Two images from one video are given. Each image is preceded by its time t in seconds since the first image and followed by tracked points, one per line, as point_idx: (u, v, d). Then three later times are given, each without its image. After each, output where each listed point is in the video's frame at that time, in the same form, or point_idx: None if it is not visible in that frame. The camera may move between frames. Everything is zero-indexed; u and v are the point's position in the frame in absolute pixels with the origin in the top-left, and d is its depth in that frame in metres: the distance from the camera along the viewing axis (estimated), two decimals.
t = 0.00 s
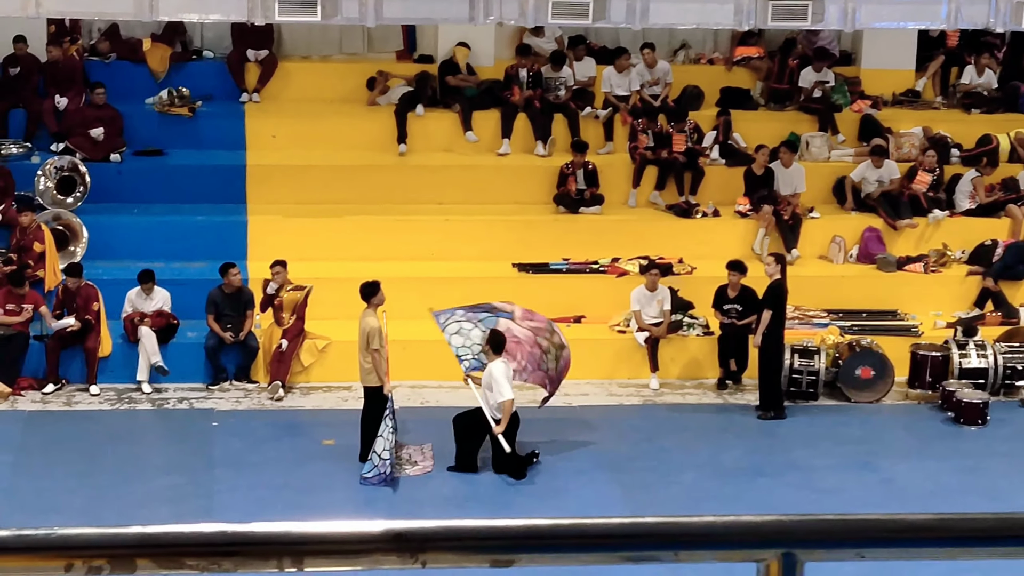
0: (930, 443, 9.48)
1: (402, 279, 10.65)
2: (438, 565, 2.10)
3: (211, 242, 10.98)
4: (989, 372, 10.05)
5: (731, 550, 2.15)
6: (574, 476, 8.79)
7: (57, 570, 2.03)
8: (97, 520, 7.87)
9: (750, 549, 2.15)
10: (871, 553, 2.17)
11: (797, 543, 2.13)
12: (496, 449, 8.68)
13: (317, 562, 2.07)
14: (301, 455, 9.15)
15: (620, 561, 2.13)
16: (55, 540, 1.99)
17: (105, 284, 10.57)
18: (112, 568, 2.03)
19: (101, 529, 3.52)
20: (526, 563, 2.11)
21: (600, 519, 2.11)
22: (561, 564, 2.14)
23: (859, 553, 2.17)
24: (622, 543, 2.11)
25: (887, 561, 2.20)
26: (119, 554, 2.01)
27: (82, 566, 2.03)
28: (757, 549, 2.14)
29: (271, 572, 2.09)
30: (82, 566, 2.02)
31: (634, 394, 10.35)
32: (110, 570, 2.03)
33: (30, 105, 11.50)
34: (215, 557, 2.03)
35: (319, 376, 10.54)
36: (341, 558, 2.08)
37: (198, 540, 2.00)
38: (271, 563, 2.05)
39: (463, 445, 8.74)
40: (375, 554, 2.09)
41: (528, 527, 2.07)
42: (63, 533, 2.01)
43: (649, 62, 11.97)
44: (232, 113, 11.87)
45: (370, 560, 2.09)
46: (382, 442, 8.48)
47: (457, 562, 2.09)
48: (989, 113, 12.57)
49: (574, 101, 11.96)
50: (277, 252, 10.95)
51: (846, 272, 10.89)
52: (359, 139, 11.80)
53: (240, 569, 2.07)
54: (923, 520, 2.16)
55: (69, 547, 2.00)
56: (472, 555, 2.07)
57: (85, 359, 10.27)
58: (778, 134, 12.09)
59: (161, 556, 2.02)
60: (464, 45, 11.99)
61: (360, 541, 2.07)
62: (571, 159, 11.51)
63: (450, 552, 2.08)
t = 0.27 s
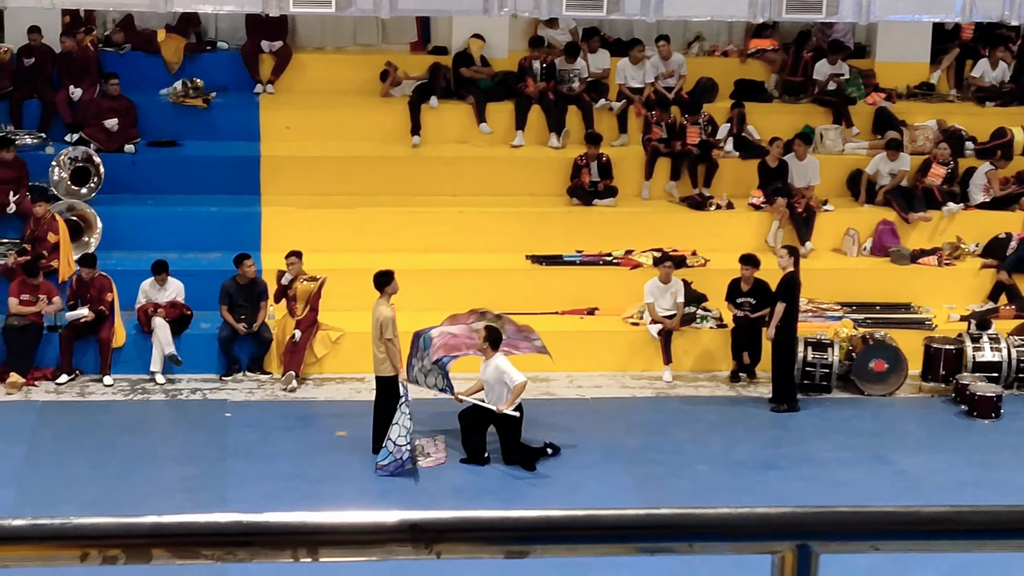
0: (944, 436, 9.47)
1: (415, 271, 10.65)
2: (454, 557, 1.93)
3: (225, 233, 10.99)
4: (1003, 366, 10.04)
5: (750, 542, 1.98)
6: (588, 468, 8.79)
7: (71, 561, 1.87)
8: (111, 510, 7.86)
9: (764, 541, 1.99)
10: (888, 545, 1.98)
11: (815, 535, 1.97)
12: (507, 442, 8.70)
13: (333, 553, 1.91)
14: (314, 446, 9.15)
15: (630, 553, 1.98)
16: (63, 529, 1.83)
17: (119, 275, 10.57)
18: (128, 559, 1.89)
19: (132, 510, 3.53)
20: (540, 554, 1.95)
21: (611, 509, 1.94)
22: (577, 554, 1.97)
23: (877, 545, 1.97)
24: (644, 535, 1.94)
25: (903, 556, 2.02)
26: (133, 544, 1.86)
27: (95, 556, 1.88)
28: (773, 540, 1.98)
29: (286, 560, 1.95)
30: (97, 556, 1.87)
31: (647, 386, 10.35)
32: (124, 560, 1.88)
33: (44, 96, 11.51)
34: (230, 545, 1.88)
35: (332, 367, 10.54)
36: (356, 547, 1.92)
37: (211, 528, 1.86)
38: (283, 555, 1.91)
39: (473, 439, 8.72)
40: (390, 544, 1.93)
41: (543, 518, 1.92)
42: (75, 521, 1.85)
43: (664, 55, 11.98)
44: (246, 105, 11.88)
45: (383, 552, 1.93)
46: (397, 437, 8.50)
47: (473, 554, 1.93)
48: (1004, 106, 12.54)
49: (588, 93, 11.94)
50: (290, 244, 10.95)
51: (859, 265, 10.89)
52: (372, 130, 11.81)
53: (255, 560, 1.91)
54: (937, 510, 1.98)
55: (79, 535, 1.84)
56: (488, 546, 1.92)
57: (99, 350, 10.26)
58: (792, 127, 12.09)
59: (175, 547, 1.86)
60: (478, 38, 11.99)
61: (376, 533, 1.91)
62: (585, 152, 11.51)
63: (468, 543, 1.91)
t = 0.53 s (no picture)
0: (951, 429, 9.47)
1: (422, 266, 10.65)
2: (460, 551, 1.98)
3: (232, 228, 10.98)
4: (1010, 358, 10.04)
5: (755, 536, 2.02)
6: (597, 461, 8.79)
7: (79, 557, 1.91)
8: (119, 506, 7.86)
9: (768, 535, 2.02)
10: (894, 538, 2.03)
11: (821, 530, 2.00)
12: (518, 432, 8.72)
13: (340, 548, 1.94)
14: (322, 440, 9.16)
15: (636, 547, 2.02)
16: (73, 526, 1.87)
17: (126, 269, 10.56)
18: (135, 554, 1.92)
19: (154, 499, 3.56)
20: (545, 549, 1.99)
21: (613, 505, 1.98)
22: (582, 547, 2.01)
23: (882, 537, 2.03)
24: (646, 527, 1.98)
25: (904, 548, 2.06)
26: (137, 539, 1.89)
27: (102, 551, 1.91)
28: (777, 535, 2.02)
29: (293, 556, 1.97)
30: (104, 551, 1.90)
31: (654, 379, 10.35)
32: (132, 556, 1.91)
33: (50, 91, 11.51)
34: (235, 541, 1.91)
35: (340, 362, 10.54)
36: (363, 540, 1.95)
37: (218, 524, 1.89)
38: (291, 549, 1.93)
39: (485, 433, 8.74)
40: (396, 538, 1.96)
41: (553, 511, 1.95)
42: (81, 517, 1.89)
43: (671, 48, 12.09)
44: (253, 99, 11.87)
45: (389, 546, 1.97)
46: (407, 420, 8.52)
47: (479, 547, 1.96)
48: (1011, 98, 12.53)
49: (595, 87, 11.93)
50: (297, 239, 10.95)
51: (866, 258, 10.90)
52: (379, 124, 11.81)
53: (262, 554, 1.94)
54: (941, 503, 2.01)
55: (86, 531, 1.88)
56: (493, 541, 1.95)
57: (106, 345, 10.23)
58: (798, 120, 12.09)
59: (184, 543, 1.91)
60: (484, 31, 11.97)
61: (383, 528, 1.95)
62: (592, 145, 11.51)
63: (474, 536, 1.94)
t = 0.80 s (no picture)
0: (950, 431, 9.48)
1: (420, 270, 10.64)
2: (457, 559, 1.85)
3: (229, 232, 10.97)
4: (1008, 361, 10.07)
5: (755, 541, 1.90)
6: (596, 464, 8.78)
7: (70, 564, 1.79)
8: (116, 509, 7.80)
9: (768, 540, 1.90)
10: (887, 542, 1.90)
11: (820, 532, 1.89)
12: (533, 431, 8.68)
13: (336, 554, 1.85)
14: (320, 443, 9.13)
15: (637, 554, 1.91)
16: (65, 532, 1.78)
17: (124, 274, 10.54)
18: (128, 561, 1.81)
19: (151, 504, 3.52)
20: (544, 555, 1.87)
21: (615, 509, 1.88)
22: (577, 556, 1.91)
23: (881, 540, 1.90)
24: (647, 533, 1.87)
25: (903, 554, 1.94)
26: (129, 547, 1.78)
27: (97, 559, 1.80)
28: (776, 539, 1.89)
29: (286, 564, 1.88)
30: (98, 559, 1.80)
31: (652, 383, 10.35)
32: (127, 564, 1.81)
33: (47, 95, 11.50)
34: (230, 548, 1.80)
35: (337, 365, 10.52)
36: (359, 548, 1.85)
37: (213, 529, 1.79)
38: (286, 556, 1.83)
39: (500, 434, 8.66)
40: (394, 547, 1.85)
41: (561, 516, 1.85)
42: (75, 524, 1.79)
43: (670, 52, 12.09)
44: (251, 103, 11.86)
45: (386, 553, 1.86)
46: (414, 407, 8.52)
47: (476, 555, 1.85)
48: (1006, 101, 12.55)
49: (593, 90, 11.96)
50: (295, 242, 10.94)
51: (864, 261, 10.91)
52: (377, 128, 11.80)
53: (257, 562, 1.84)
54: (941, 508, 1.90)
55: (80, 538, 1.78)
56: (490, 546, 1.84)
57: (103, 349, 10.22)
58: (795, 124, 12.10)
59: (179, 549, 1.79)
60: (483, 35, 12.03)
61: (379, 534, 1.84)
62: (590, 148, 11.52)
63: (471, 544, 1.83)
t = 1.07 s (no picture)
0: (945, 440, 9.48)
1: (415, 281, 10.64)
2: (446, 567, 2.11)
3: (224, 244, 10.98)
4: (1002, 369, 10.07)
5: (741, 551, 2.15)
6: (591, 475, 8.77)
7: None
8: (112, 523, 7.77)
9: (759, 551, 2.16)
10: (877, 553, 2.17)
11: (805, 545, 2.14)
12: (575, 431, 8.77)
13: (326, 566, 2.08)
14: (315, 455, 9.13)
15: (628, 564, 2.14)
16: (59, 549, 2.01)
17: (118, 287, 10.55)
18: None
19: (138, 523, 3.52)
20: (533, 566, 2.11)
21: (604, 522, 2.11)
22: (570, 565, 2.14)
23: (869, 552, 2.17)
24: (633, 544, 2.11)
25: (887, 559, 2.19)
26: (124, 560, 2.02)
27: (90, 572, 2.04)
28: (765, 550, 2.15)
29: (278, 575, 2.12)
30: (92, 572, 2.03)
31: (647, 393, 10.36)
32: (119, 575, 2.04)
33: (42, 108, 11.52)
34: (224, 561, 2.05)
35: (332, 377, 10.52)
36: (351, 560, 2.10)
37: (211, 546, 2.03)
38: (277, 567, 2.07)
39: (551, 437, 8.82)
40: (382, 557, 2.09)
41: (535, 531, 2.08)
42: (68, 539, 2.03)
43: (663, 62, 12.09)
44: (245, 115, 11.88)
45: (378, 565, 2.10)
46: (416, 412, 8.58)
47: (463, 565, 2.10)
48: (999, 109, 12.56)
49: (586, 101, 11.96)
50: (289, 254, 10.95)
51: (858, 270, 10.92)
52: (371, 140, 11.81)
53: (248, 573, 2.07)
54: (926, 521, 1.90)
55: (77, 554, 2.01)
56: (479, 559, 2.08)
57: (98, 362, 10.22)
58: (788, 133, 12.13)
59: (169, 562, 2.04)
60: (476, 46, 11.99)
61: (370, 547, 2.08)
62: (583, 159, 11.53)
63: (459, 555, 2.07)
